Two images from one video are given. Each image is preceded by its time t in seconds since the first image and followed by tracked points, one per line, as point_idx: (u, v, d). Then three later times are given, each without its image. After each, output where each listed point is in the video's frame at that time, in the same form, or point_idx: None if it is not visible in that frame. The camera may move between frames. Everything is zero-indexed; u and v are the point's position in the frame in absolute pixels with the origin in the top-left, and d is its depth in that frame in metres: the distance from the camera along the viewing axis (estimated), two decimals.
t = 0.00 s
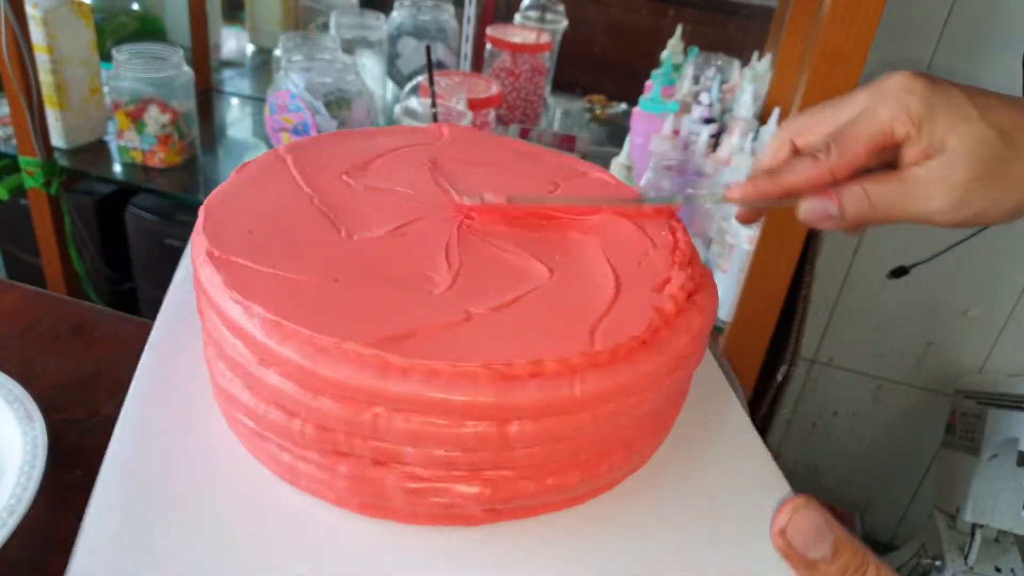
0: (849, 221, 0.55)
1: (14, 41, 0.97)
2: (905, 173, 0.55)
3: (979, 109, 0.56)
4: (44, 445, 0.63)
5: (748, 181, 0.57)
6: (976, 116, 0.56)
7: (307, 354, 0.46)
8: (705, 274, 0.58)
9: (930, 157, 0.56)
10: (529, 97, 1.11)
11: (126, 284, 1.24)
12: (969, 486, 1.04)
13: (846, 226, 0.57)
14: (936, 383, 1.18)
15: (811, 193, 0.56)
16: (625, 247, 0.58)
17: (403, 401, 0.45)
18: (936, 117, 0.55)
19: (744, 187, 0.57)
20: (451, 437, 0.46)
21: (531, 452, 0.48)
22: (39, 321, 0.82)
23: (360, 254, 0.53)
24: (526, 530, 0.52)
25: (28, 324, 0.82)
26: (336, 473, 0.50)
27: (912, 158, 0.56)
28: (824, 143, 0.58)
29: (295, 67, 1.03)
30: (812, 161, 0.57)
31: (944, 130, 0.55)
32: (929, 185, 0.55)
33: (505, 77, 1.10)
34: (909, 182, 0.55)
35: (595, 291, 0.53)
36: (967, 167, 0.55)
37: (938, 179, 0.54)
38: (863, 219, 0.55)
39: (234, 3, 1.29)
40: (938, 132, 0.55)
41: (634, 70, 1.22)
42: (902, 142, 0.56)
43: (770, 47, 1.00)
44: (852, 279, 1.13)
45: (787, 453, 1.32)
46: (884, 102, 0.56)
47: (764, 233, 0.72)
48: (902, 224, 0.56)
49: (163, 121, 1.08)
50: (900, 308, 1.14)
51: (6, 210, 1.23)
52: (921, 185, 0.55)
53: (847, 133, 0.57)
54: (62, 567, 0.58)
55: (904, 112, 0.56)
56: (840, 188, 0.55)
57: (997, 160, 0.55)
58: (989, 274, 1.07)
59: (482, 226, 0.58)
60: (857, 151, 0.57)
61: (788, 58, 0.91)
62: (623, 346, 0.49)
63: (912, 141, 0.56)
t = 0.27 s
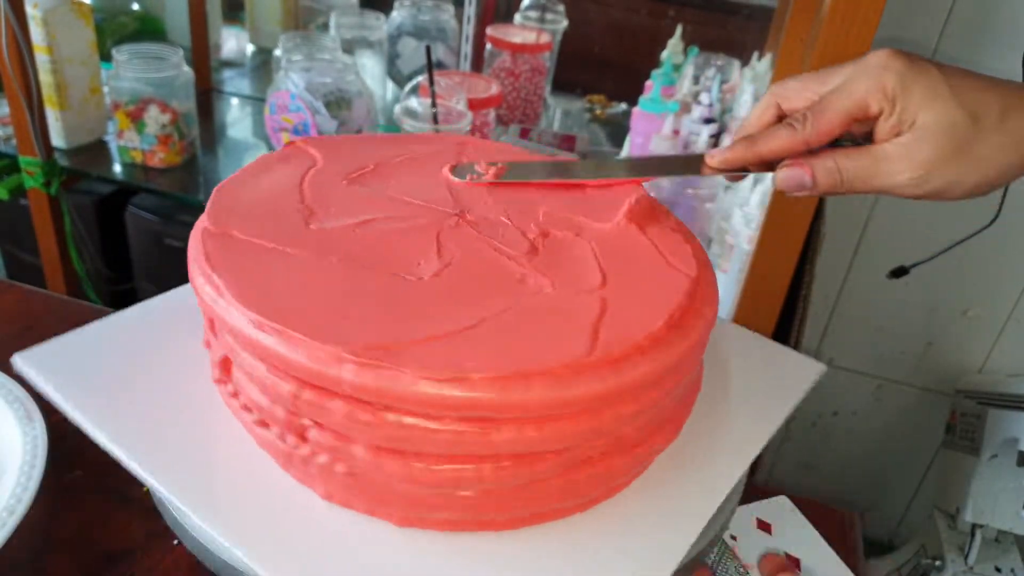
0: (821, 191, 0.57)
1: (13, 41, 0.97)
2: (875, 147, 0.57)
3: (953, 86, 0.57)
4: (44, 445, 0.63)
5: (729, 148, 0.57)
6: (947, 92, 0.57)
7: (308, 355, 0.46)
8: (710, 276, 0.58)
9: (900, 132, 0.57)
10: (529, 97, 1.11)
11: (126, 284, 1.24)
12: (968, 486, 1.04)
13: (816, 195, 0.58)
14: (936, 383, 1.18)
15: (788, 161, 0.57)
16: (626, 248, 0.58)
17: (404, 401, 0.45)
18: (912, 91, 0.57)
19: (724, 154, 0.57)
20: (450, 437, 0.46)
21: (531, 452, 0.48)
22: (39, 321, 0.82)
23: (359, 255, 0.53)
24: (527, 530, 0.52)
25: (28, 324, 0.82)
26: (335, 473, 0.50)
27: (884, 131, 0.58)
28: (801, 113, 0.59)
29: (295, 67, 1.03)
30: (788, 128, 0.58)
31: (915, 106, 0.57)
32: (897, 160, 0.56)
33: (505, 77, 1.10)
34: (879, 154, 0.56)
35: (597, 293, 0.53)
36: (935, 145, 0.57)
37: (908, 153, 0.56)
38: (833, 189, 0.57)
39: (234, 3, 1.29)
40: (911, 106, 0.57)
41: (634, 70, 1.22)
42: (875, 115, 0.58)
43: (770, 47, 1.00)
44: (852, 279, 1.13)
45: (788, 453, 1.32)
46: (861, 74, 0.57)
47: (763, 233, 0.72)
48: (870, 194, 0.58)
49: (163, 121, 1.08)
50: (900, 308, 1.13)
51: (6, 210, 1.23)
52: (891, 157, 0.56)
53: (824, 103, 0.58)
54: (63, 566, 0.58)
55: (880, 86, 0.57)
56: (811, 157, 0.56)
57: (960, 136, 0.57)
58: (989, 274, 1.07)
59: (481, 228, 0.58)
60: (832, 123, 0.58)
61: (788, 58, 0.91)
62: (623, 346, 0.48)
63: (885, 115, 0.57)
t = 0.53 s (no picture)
0: (818, 186, 0.56)
1: (13, 41, 0.98)
2: (875, 143, 0.56)
3: (958, 85, 0.57)
4: (44, 445, 0.63)
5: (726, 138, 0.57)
6: (952, 91, 0.57)
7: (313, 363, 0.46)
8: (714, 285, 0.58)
9: (901, 129, 0.57)
10: (529, 97, 1.11)
11: (126, 284, 1.24)
12: (968, 485, 1.05)
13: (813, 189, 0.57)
14: (936, 383, 1.18)
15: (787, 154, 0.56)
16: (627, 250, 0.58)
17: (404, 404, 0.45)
18: (913, 89, 0.56)
19: (721, 144, 0.57)
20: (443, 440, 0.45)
21: (531, 451, 0.48)
22: (39, 321, 0.82)
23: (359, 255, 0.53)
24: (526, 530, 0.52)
25: (28, 324, 0.82)
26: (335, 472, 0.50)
27: (884, 129, 0.57)
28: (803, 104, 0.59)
29: (295, 67, 1.03)
30: (787, 120, 0.58)
31: (919, 103, 0.56)
32: (898, 157, 0.56)
33: (505, 77, 1.10)
34: (878, 151, 0.55)
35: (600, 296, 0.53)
36: (937, 141, 0.56)
37: (908, 150, 0.56)
38: (830, 185, 0.56)
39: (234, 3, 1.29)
40: (912, 106, 0.56)
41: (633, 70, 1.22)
42: (877, 111, 0.57)
43: (770, 47, 1.00)
44: (852, 279, 1.13)
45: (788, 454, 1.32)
46: (866, 69, 0.57)
47: (766, 230, 0.72)
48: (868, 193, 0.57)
49: (163, 121, 1.08)
50: (900, 308, 1.13)
51: (6, 210, 1.23)
52: (890, 154, 0.56)
53: (826, 97, 0.58)
54: (63, 567, 0.58)
55: (883, 82, 0.56)
56: (810, 153, 0.55)
57: (963, 135, 0.57)
58: (989, 274, 1.07)
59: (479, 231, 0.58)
60: (833, 117, 0.57)
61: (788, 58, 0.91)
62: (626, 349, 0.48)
63: (886, 111, 0.57)
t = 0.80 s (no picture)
0: (865, 224, 0.56)
1: (13, 41, 0.98)
2: (928, 178, 0.56)
3: (1009, 111, 0.56)
4: (44, 445, 0.63)
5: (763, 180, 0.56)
6: (1004, 119, 0.56)
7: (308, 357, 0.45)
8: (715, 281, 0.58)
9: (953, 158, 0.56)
10: (529, 97, 1.11)
11: (126, 284, 1.24)
12: (968, 485, 1.05)
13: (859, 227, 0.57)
14: (936, 383, 1.18)
15: (828, 195, 0.55)
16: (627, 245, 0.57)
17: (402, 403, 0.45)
18: (963, 118, 0.55)
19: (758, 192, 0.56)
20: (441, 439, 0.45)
21: (530, 452, 0.47)
22: (39, 321, 0.82)
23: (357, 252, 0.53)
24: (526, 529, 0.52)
25: (28, 324, 0.82)
26: (332, 472, 0.49)
27: (934, 158, 0.56)
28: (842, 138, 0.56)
29: (295, 67, 1.03)
30: (829, 155, 0.55)
31: (972, 134, 0.55)
32: (952, 192, 0.56)
33: (505, 77, 1.10)
34: (931, 186, 0.56)
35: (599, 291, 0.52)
36: (990, 173, 0.56)
37: (963, 183, 0.56)
38: (878, 222, 0.56)
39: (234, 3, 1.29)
40: (966, 137, 0.55)
41: (633, 70, 1.22)
42: (928, 141, 0.56)
43: (770, 47, 1.00)
44: (852, 279, 1.13)
45: (788, 453, 1.32)
46: (916, 99, 0.55)
47: (766, 229, 0.72)
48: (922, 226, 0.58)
49: (163, 121, 1.09)
50: (900, 308, 1.14)
51: (7, 210, 1.23)
52: (946, 190, 0.56)
53: (870, 125, 0.55)
54: (63, 566, 0.58)
55: (935, 112, 0.55)
56: (857, 192, 0.55)
57: (1019, 165, 0.56)
58: (989, 275, 1.07)
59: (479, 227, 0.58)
60: (878, 148, 0.55)
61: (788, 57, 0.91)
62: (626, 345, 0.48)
63: (938, 141, 0.56)
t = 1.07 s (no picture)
0: (825, 196, 0.57)
1: (13, 41, 0.98)
2: (882, 153, 0.57)
3: (958, 87, 0.57)
4: (44, 445, 0.63)
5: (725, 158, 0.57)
6: (953, 94, 0.57)
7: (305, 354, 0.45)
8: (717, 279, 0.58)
9: (907, 135, 0.58)
10: (529, 97, 1.11)
11: (125, 284, 1.24)
12: (968, 485, 1.05)
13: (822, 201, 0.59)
14: (936, 384, 1.18)
15: (792, 168, 0.57)
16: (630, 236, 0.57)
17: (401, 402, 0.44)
18: (914, 96, 0.56)
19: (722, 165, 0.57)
20: (441, 439, 0.45)
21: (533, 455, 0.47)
22: (39, 321, 0.82)
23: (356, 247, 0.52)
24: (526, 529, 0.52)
25: (28, 324, 0.82)
26: (330, 471, 0.49)
27: (890, 136, 0.58)
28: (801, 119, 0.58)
29: (295, 67, 1.03)
30: (787, 135, 0.57)
31: (921, 108, 0.56)
32: (906, 163, 0.57)
33: (505, 77, 1.10)
34: (886, 159, 0.57)
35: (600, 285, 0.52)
36: (944, 146, 0.57)
37: (917, 156, 0.57)
38: (838, 195, 0.57)
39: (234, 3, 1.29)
40: (916, 110, 0.56)
41: (633, 70, 1.22)
42: (881, 119, 0.57)
43: (770, 47, 1.00)
44: (852, 278, 1.13)
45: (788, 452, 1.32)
46: (865, 78, 0.57)
47: (767, 229, 0.71)
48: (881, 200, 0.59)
49: (163, 121, 1.09)
50: (900, 308, 1.14)
51: (7, 210, 1.23)
52: (899, 162, 0.57)
53: (824, 107, 0.57)
54: (63, 566, 0.58)
55: (883, 90, 0.56)
56: (816, 164, 0.57)
57: (971, 137, 0.57)
58: (989, 274, 1.07)
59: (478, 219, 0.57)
60: (833, 129, 0.57)
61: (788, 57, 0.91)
62: (627, 341, 0.47)
63: (889, 120, 0.57)
